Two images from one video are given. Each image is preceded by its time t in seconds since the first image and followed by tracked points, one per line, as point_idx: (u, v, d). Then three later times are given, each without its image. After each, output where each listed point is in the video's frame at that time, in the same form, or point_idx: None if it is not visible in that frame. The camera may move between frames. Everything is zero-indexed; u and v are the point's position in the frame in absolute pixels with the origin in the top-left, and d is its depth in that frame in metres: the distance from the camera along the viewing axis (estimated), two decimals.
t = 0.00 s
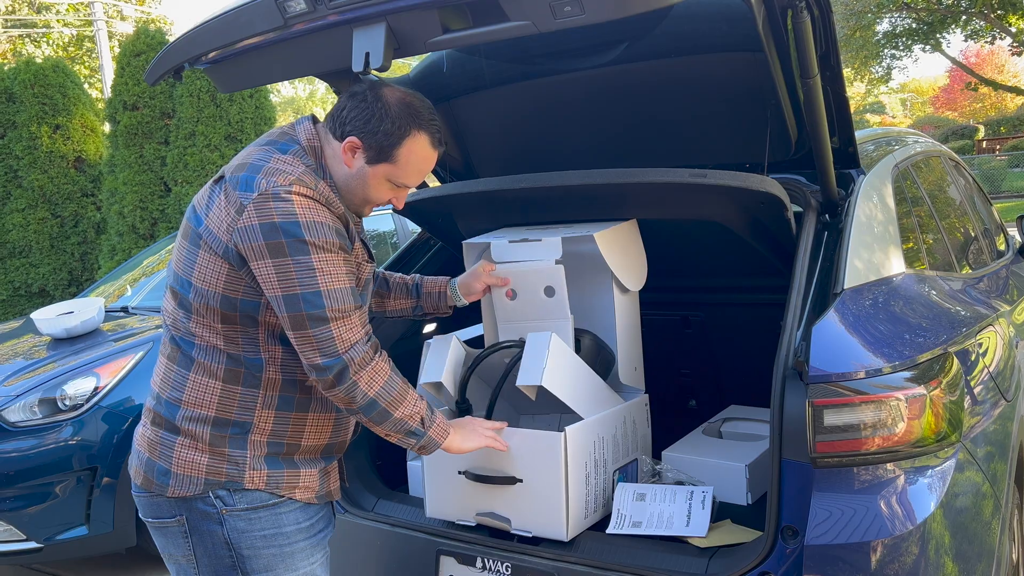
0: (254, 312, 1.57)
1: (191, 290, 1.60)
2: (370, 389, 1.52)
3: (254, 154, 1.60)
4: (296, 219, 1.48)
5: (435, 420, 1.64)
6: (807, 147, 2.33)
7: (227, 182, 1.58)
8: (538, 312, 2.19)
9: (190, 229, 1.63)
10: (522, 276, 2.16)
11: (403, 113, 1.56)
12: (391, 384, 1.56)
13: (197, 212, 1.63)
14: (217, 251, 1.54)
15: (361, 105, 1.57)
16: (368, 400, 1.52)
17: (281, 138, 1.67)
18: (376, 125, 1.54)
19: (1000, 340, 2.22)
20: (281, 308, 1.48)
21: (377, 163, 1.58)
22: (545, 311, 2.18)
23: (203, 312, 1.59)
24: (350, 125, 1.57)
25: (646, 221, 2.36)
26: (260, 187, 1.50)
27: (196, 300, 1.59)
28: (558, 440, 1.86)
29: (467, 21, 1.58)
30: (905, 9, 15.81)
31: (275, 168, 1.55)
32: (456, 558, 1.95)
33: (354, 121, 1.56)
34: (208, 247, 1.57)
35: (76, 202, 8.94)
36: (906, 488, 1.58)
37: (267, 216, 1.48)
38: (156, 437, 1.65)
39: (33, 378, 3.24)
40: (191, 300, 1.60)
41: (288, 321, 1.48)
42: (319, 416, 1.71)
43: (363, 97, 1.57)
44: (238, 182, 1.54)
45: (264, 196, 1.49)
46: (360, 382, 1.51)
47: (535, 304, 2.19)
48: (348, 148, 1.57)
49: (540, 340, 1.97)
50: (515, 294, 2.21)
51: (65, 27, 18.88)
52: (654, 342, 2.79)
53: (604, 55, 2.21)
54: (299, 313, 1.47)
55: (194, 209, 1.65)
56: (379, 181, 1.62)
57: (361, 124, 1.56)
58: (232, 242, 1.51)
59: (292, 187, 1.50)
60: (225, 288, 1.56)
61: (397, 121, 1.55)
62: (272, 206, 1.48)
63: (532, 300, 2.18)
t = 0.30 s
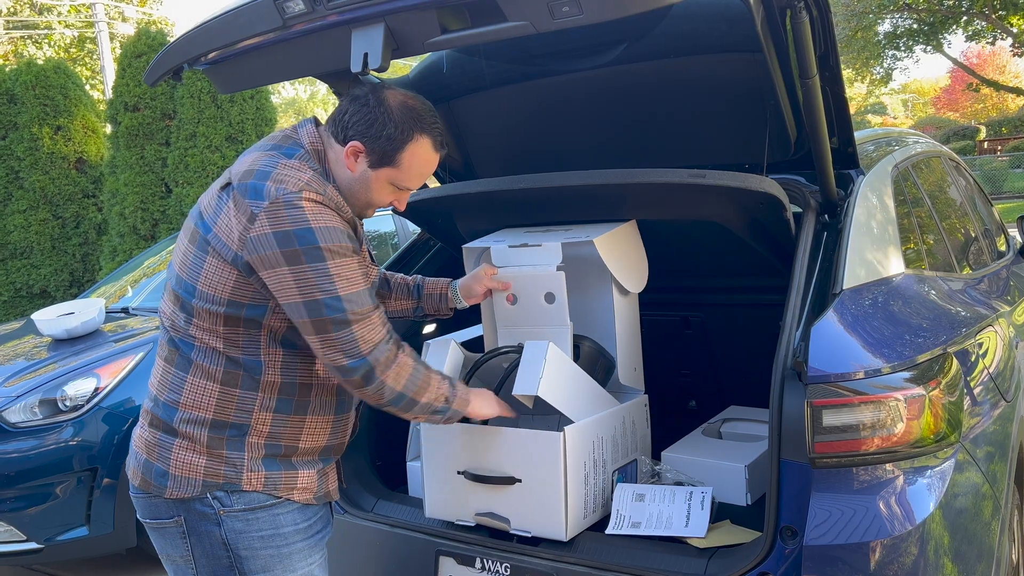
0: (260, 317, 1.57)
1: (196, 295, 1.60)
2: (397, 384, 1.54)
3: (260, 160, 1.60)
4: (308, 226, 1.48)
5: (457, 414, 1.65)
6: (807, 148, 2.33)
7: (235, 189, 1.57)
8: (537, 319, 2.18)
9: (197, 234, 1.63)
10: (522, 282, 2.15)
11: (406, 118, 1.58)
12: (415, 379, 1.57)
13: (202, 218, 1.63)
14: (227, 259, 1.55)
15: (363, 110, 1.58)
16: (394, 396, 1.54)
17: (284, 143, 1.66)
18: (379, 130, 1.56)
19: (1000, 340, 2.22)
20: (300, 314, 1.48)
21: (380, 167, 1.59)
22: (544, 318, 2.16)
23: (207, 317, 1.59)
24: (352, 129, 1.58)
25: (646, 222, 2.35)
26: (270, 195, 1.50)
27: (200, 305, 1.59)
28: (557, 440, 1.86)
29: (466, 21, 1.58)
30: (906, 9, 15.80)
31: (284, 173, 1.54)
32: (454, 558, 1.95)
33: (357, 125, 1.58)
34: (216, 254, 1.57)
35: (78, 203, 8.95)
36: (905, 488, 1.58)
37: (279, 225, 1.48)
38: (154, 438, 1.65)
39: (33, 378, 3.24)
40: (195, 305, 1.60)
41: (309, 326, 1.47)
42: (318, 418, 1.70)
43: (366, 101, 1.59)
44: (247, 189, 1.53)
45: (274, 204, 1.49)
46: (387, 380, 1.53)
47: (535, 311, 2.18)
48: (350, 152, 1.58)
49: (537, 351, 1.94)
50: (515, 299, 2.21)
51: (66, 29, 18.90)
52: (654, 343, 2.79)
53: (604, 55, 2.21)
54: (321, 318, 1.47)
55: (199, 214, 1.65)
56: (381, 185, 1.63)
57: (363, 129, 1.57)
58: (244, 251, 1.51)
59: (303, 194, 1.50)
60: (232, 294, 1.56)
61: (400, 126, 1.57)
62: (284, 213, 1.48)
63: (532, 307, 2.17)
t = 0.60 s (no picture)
0: (301, 322, 1.59)
1: (234, 302, 1.57)
2: (468, 360, 1.68)
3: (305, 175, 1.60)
4: (373, 235, 1.54)
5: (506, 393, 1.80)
6: (808, 148, 2.33)
7: (285, 202, 1.56)
8: (538, 318, 2.18)
9: (239, 243, 1.59)
10: (522, 281, 2.15)
11: (429, 132, 1.62)
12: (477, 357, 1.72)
13: (243, 226, 1.59)
14: (283, 269, 1.54)
15: (387, 123, 1.62)
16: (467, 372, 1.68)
17: (317, 154, 1.65)
18: (405, 143, 1.60)
19: (1002, 340, 2.21)
20: (380, 314, 1.55)
21: (404, 179, 1.63)
22: (545, 317, 2.16)
23: (243, 323, 1.57)
24: (377, 142, 1.61)
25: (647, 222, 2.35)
26: (332, 210, 1.54)
27: (237, 313, 1.57)
28: (558, 441, 1.85)
29: (467, 21, 1.57)
30: (907, 10, 15.79)
31: (336, 188, 1.57)
32: (456, 559, 1.95)
33: (381, 138, 1.61)
34: (265, 264, 1.56)
35: (79, 204, 8.96)
36: (906, 488, 1.58)
37: (345, 238, 1.52)
38: (160, 440, 1.62)
39: (35, 379, 3.24)
40: (231, 311, 1.57)
41: (391, 323, 1.56)
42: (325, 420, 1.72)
43: (389, 115, 1.62)
44: (303, 205, 1.55)
45: (338, 218, 1.53)
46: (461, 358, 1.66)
47: (535, 310, 2.17)
48: (375, 164, 1.61)
49: (537, 350, 1.94)
50: (516, 299, 2.21)
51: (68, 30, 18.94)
52: (655, 343, 2.79)
53: (605, 55, 2.21)
54: (402, 315, 1.56)
55: (237, 223, 1.60)
56: (402, 196, 1.66)
57: (389, 142, 1.61)
58: (309, 263, 1.52)
59: (363, 210, 1.56)
60: (280, 301, 1.56)
61: (424, 139, 1.61)
62: (349, 226, 1.53)
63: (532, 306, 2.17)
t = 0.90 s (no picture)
0: (327, 331, 1.61)
1: (264, 308, 1.57)
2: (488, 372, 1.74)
3: (345, 187, 1.61)
4: (410, 249, 1.58)
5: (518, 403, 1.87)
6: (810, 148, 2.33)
7: (327, 215, 1.57)
8: (542, 321, 2.17)
9: (274, 250, 1.59)
10: (527, 284, 2.16)
11: (454, 152, 1.65)
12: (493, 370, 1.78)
13: (280, 235, 1.59)
14: (322, 279, 1.55)
15: (415, 141, 1.64)
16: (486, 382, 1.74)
17: (347, 166, 1.65)
18: (433, 162, 1.63)
19: (1004, 342, 2.21)
20: (416, 324, 1.59)
21: (426, 197, 1.66)
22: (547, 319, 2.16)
23: (271, 329, 1.57)
24: (405, 159, 1.63)
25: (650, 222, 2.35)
26: (374, 224, 1.56)
27: (265, 319, 1.57)
28: (560, 441, 1.86)
29: (470, 21, 1.57)
30: (908, 11, 15.79)
31: (372, 203, 1.59)
32: (460, 560, 1.94)
33: (408, 155, 1.63)
34: (302, 273, 1.56)
35: (81, 204, 8.97)
36: (910, 489, 1.58)
37: (385, 251, 1.55)
38: (172, 442, 1.62)
39: (36, 379, 3.25)
40: (259, 316, 1.57)
41: (425, 333, 1.60)
42: (332, 423, 1.73)
43: (417, 133, 1.64)
44: (346, 218, 1.56)
45: (380, 233, 1.56)
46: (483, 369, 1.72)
47: (540, 314, 2.17)
48: (400, 180, 1.63)
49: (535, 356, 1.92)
50: (520, 302, 2.20)
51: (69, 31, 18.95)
52: (657, 344, 2.79)
53: (607, 56, 2.21)
54: (437, 326, 1.60)
55: (273, 231, 1.60)
56: (422, 213, 1.68)
57: (416, 160, 1.63)
58: (351, 274, 1.54)
59: (401, 227, 1.59)
60: (311, 310, 1.57)
61: (451, 160, 1.64)
62: (389, 240, 1.56)
63: (536, 309, 2.17)
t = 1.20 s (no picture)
0: (328, 317, 1.60)
1: (262, 298, 1.57)
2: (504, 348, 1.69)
3: (336, 172, 1.61)
4: (402, 223, 1.56)
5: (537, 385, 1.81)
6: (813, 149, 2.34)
7: (317, 196, 1.57)
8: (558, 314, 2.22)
9: (269, 239, 1.59)
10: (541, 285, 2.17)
11: (451, 140, 1.65)
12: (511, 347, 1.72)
13: (274, 222, 1.59)
14: (317, 259, 1.55)
15: (412, 131, 1.64)
16: (501, 359, 1.68)
17: (341, 156, 1.66)
18: (430, 150, 1.63)
19: (1007, 342, 2.21)
20: (416, 299, 1.55)
21: (426, 186, 1.65)
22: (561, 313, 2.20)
23: (270, 318, 1.57)
24: (402, 149, 1.63)
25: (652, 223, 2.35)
26: (364, 201, 1.55)
27: (264, 308, 1.57)
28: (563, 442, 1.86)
29: (474, 22, 1.57)
30: (909, 12, 15.79)
31: (366, 185, 1.59)
32: (464, 560, 1.94)
33: (405, 145, 1.63)
34: (297, 258, 1.56)
35: (82, 204, 8.97)
36: (913, 489, 1.58)
37: (377, 226, 1.54)
38: (178, 441, 1.62)
39: (38, 379, 3.25)
40: (259, 306, 1.57)
41: (429, 307, 1.56)
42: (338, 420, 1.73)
43: (414, 123, 1.65)
44: (336, 197, 1.56)
45: (371, 209, 1.55)
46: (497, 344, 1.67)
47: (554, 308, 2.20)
48: (399, 169, 1.63)
49: (567, 327, 2.05)
50: (536, 301, 2.25)
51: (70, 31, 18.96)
52: (659, 345, 2.79)
53: (610, 57, 2.21)
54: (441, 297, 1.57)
55: (267, 219, 1.60)
56: (423, 203, 1.68)
57: (414, 149, 1.63)
58: (345, 252, 1.53)
59: (393, 205, 1.58)
60: (309, 295, 1.57)
61: (448, 148, 1.64)
62: (380, 215, 1.55)
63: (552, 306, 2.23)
